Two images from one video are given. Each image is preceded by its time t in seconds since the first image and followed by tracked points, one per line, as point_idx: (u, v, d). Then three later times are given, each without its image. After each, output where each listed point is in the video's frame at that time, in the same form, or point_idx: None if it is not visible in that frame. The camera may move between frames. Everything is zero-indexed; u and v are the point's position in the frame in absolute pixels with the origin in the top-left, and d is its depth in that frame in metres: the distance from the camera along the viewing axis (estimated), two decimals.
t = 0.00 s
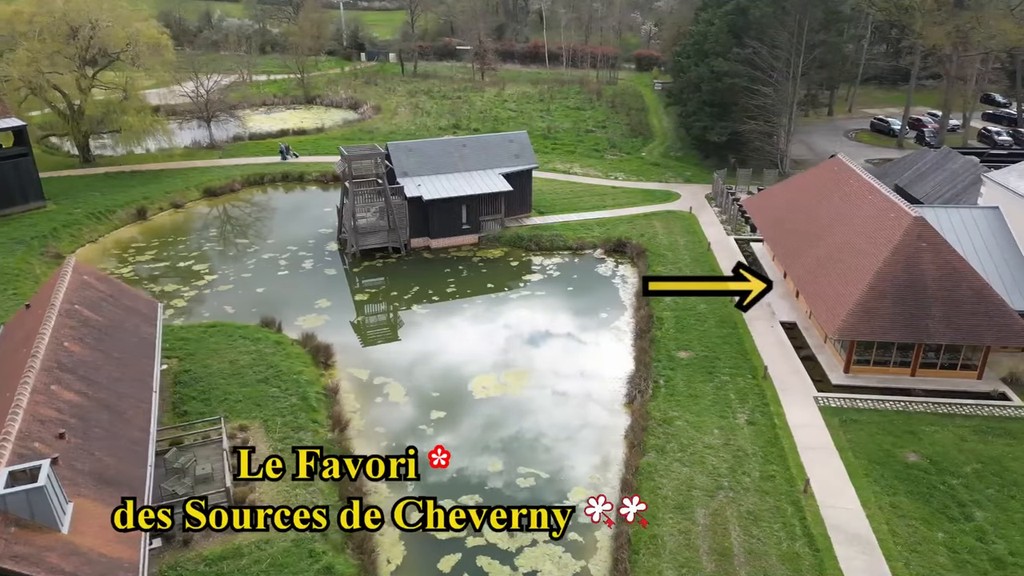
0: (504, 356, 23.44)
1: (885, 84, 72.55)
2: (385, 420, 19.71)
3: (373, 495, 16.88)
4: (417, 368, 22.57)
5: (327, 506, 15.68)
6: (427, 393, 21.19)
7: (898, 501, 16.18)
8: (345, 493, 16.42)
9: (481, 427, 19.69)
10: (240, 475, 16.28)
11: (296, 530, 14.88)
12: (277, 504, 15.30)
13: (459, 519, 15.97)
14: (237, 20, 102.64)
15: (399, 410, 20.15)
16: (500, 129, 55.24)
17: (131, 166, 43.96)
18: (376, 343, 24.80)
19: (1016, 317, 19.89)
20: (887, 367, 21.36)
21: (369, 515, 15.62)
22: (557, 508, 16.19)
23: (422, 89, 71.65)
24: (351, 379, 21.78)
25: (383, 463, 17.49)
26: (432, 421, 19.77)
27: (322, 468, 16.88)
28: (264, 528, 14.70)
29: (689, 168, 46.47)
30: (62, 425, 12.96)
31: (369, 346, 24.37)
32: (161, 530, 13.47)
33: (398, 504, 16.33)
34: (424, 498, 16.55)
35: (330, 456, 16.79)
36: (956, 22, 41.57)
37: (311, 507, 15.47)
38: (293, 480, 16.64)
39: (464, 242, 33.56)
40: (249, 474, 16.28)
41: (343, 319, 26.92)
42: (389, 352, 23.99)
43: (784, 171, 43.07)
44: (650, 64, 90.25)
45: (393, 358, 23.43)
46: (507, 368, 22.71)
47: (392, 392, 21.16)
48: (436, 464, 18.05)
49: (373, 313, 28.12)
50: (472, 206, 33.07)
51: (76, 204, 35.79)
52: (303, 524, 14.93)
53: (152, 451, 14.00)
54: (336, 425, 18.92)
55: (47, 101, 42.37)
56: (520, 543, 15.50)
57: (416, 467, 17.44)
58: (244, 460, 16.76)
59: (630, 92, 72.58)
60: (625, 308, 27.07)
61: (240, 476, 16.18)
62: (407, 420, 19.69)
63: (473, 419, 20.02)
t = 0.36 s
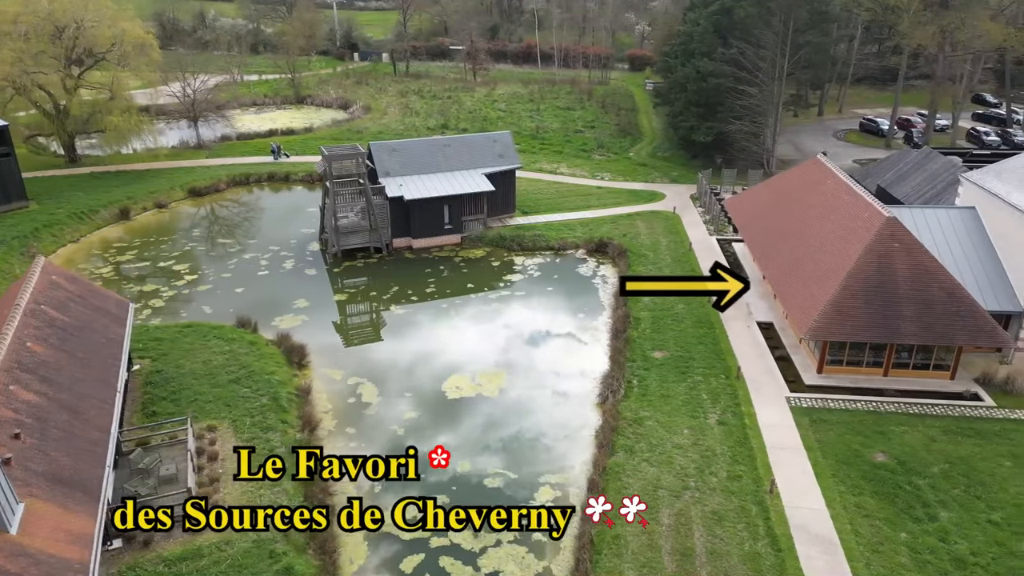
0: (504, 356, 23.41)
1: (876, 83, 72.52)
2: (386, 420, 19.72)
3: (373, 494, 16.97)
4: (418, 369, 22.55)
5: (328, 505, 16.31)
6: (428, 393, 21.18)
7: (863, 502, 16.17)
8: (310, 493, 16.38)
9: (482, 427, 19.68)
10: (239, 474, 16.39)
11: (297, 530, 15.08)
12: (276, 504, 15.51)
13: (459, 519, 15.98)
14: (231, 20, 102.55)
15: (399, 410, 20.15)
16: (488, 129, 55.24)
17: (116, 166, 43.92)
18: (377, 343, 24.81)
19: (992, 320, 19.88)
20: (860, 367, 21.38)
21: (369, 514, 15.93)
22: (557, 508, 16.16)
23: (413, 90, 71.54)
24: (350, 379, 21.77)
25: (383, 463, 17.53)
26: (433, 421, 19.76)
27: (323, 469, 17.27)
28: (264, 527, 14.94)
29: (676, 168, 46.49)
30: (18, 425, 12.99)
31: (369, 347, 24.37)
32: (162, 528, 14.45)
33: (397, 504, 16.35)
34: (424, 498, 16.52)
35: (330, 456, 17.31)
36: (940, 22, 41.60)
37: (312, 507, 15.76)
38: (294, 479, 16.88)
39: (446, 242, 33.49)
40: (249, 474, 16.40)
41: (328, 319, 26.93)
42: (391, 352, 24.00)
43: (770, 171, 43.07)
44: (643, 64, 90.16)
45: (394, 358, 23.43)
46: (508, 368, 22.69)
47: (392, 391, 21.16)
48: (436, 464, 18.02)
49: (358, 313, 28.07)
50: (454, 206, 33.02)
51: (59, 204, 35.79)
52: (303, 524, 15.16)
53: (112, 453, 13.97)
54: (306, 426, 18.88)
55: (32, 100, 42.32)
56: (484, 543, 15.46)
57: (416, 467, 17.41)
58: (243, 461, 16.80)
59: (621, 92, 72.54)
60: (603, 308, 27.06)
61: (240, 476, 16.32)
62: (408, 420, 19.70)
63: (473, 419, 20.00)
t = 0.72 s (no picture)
0: (505, 357, 23.45)
1: (868, 83, 72.49)
2: (387, 420, 19.77)
3: (373, 493, 16.95)
4: (418, 368, 22.57)
5: (328, 506, 16.38)
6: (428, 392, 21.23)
7: (829, 501, 16.18)
8: (276, 493, 16.33)
9: (482, 427, 19.71)
10: (240, 474, 16.59)
11: (297, 530, 15.53)
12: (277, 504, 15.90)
13: (459, 519, 15.97)
14: (224, 20, 102.47)
15: (399, 409, 20.21)
16: (478, 129, 55.21)
17: (102, 166, 43.88)
18: (378, 343, 24.84)
19: (965, 322, 19.92)
20: (834, 367, 21.39)
21: (369, 515, 15.94)
22: (557, 508, 15.86)
23: (404, 90, 71.45)
24: (350, 380, 21.85)
25: (383, 463, 17.52)
26: (433, 421, 19.80)
27: (322, 468, 17.57)
28: (264, 528, 15.12)
29: (663, 168, 46.50)
30: None
31: (370, 347, 24.39)
32: (162, 528, 14.63)
33: (398, 504, 16.38)
34: (424, 499, 16.59)
35: (329, 456, 17.49)
36: (925, 21, 41.63)
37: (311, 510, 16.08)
38: (293, 479, 17.23)
39: (429, 242, 33.43)
40: (249, 474, 16.63)
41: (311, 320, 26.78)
42: (392, 352, 24.01)
43: (756, 171, 43.07)
44: (636, 64, 90.06)
45: (394, 358, 23.46)
46: (509, 368, 22.76)
47: (392, 392, 21.21)
48: (436, 464, 18.00)
49: (342, 313, 28.01)
50: (437, 206, 33.00)
51: (42, 204, 35.79)
52: (303, 524, 15.64)
53: (72, 452, 13.96)
54: (277, 426, 18.87)
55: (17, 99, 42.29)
56: (449, 543, 15.42)
57: (416, 466, 17.42)
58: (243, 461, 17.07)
59: (612, 92, 72.48)
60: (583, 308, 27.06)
61: (240, 476, 16.51)
62: (409, 419, 19.75)
63: (474, 419, 20.04)
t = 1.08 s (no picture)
0: (505, 357, 23.47)
1: (859, 84, 72.56)
2: (388, 420, 19.80)
3: (373, 493, 16.96)
4: (417, 368, 22.53)
5: (329, 506, 16.36)
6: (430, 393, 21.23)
7: (795, 501, 16.20)
8: (242, 494, 16.28)
9: (483, 427, 19.74)
10: (240, 474, 16.91)
11: (296, 530, 15.67)
12: (278, 505, 16.17)
13: (459, 519, 15.95)
14: (218, 19, 102.41)
15: (399, 410, 20.23)
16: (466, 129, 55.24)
17: (86, 166, 43.86)
18: (378, 342, 24.76)
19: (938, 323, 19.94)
20: (807, 367, 21.40)
21: (369, 515, 16.01)
22: (557, 508, 15.84)
23: (395, 89, 71.41)
24: (352, 380, 21.85)
25: (383, 463, 17.55)
26: (433, 421, 19.83)
27: (322, 468, 17.57)
28: (265, 527, 15.50)
29: (650, 168, 46.52)
30: None
31: (370, 347, 24.33)
32: (161, 528, 14.73)
33: (398, 504, 16.42)
34: (424, 499, 16.61)
35: (329, 456, 17.50)
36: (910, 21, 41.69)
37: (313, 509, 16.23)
38: (293, 479, 17.37)
39: (412, 242, 33.42)
40: (249, 473, 16.96)
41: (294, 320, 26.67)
42: (392, 352, 23.95)
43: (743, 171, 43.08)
44: (629, 64, 90.01)
45: (394, 358, 23.41)
46: (509, 368, 22.77)
47: (393, 392, 21.21)
48: (436, 464, 18.02)
49: (326, 313, 27.98)
50: (420, 206, 32.96)
51: (25, 204, 35.82)
52: (303, 524, 15.76)
53: (33, 453, 13.96)
54: (249, 425, 18.84)
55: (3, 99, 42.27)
56: (413, 544, 15.41)
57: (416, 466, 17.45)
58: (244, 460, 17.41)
59: (604, 92, 72.45)
60: (562, 307, 27.04)
61: (241, 475, 16.85)
62: (409, 419, 19.78)
63: (474, 418, 20.06)
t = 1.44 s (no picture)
0: (505, 357, 23.47)
1: (851, 84, 72.52)
2: (387, 421, 19.81)
3: (373, 494, 17.00)
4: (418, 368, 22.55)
5: (329, 506, 16.46)
6: (432, 394, 21.25)
7: (762, 501, 16.21)
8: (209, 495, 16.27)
9: (482, 427, 19.74)
10: (240, 474, 17.27)
11: (296, 529, 15.74)
12: (279, 506, 16.29)
13: (459, 519, 15.95)
14: (212, 19, 102.29)
15: (399, 410, 20.26)
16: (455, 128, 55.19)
17: (72, 166, 43.79)
18: (377, 342, 24.69)
19: (909, 320, 19.99)
20: (782, 366, 21.43)
21: (369, 515, 16.08)
22: (557, 508, 15.88)
23: (386, 89, 71.32)
24: (351, 380, 21.87)
25: (383, 463, 17.64)
26: (433, 422, 19.85)
27: (322, 469, 17.65)
28: (264, 527, 15.73)
29: (637, 168, 46.52)
30: None
31: (368, 347, 24.27)
32: (162, 528, 14.89)
33: (398, 504, 16.46)
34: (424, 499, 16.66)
35: (329, 456, 17.59)
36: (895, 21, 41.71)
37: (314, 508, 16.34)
38: (293, 479, 17.45)
39: (395, 242, 33.38)
40: (249, 473, 17.31)
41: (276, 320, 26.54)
42: (391, 351, 23.92)
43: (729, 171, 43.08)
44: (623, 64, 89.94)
45: (393, 358, 23.37)
46: (509, 368, 22.75)
47: (393, 392, 21.21)
48: (436, 464, 18.06)
49: (309, 313, 27.95)
50: (403, 206, 32.96)
51: (9, 204, 35.80)
52: (303, 524, 15.83)
53: None
54: (221, 425, 18.83)
55: None
56: (379, 544, 15.43)
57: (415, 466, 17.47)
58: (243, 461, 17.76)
59: (595, 92, 72.42)
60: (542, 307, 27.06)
61: (240, 476, 17.23)
62: (408, 420, 19.80)
63: (475, 418, 20.08)
